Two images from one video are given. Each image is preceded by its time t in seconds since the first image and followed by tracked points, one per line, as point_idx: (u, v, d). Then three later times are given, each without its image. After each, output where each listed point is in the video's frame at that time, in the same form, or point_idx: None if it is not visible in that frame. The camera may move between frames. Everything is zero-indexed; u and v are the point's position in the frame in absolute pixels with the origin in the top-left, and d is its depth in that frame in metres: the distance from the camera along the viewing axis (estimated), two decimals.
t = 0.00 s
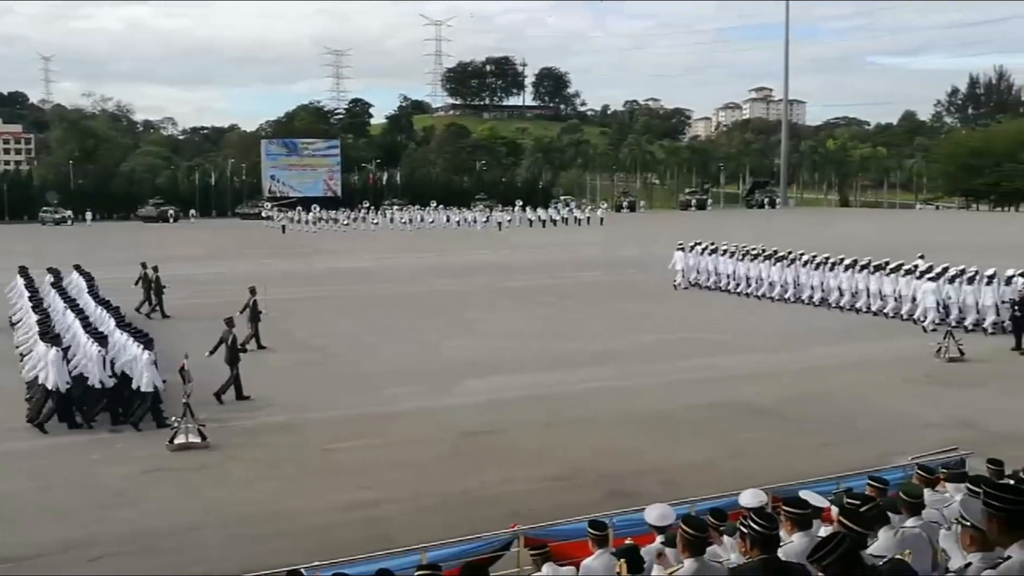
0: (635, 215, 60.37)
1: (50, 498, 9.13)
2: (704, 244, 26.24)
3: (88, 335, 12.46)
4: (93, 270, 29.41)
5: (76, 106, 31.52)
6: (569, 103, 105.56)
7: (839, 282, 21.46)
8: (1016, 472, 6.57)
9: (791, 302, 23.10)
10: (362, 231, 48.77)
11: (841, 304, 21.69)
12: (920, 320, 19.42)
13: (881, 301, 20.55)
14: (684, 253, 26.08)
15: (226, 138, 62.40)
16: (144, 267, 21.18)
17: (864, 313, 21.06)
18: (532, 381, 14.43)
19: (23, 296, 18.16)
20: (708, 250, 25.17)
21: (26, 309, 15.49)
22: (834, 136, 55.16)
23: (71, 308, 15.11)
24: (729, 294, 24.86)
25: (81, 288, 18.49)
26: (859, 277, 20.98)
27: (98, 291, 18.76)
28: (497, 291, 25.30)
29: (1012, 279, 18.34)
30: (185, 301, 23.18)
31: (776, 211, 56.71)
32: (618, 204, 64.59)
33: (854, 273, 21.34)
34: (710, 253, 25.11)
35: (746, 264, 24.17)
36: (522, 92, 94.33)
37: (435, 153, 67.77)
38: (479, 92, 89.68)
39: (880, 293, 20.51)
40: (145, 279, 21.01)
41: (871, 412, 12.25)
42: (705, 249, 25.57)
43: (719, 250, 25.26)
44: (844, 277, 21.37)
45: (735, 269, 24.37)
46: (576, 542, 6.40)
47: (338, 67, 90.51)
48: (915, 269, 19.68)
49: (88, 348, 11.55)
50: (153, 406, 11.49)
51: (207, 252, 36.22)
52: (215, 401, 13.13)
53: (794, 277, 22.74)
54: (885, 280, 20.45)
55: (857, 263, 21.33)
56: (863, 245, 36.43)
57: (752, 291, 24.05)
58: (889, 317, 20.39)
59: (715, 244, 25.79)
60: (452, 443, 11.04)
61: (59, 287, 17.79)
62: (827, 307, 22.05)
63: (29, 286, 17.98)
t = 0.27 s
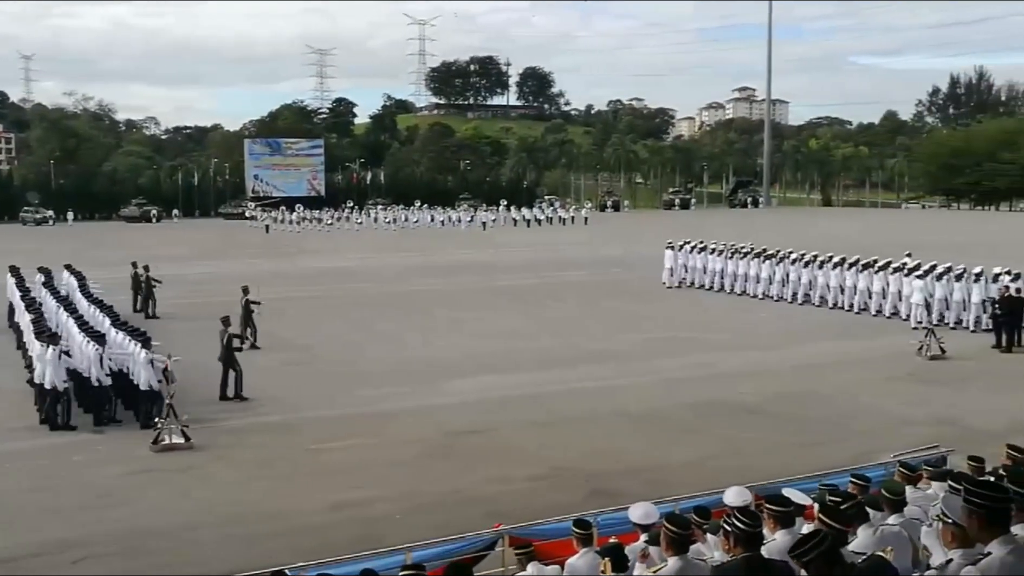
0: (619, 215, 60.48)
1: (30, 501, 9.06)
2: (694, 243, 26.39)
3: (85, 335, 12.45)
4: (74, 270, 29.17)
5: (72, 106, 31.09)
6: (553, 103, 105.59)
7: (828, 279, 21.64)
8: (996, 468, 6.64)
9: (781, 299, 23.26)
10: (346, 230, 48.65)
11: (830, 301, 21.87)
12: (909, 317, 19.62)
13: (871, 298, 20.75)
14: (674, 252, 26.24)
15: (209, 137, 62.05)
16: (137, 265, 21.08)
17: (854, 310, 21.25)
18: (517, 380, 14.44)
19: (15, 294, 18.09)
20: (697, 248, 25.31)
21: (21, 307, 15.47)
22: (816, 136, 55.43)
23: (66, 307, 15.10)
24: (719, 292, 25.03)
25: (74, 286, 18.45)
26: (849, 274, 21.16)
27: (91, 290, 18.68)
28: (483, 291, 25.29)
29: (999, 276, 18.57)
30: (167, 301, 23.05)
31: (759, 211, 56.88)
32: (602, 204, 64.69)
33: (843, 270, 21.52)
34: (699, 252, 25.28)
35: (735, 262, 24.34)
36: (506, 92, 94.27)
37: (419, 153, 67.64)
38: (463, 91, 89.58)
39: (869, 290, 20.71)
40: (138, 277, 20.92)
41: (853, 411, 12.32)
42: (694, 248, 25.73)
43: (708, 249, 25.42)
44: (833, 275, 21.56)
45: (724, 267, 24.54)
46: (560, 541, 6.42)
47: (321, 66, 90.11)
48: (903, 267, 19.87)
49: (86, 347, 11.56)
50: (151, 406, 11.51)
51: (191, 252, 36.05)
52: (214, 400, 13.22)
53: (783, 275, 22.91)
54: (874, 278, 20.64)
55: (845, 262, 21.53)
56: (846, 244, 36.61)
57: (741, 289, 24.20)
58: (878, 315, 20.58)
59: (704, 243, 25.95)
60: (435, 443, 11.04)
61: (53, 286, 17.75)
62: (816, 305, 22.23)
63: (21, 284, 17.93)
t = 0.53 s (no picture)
0: (606, 215, 60.57)
1: (14, 503, 9.00)
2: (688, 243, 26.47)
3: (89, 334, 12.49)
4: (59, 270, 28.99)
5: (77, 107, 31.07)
6: (541, 102, 105.62)
7: (823, 279, 21.77)
8: (979, 466, 6.71)
9: (775, 298, 23.38)
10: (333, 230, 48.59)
11: (825, 300, 22.00)
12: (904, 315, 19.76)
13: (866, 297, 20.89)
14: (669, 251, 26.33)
15: (195, 136, 61.74)
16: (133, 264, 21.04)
17: (850, 309, 21.38)
18: (505, 381, 14.44)
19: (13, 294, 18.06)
20: (691, 248, 25.40)
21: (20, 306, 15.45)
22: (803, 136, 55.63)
23: (65, 306, 15.08)
24: (714, 292, 25.14)
25: (71, 286, 18.44)
26: (844, 274, 21.29)
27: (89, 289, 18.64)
28: (471, 290, 25.29)
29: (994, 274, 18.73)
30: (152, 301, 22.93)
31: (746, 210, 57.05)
32: (590, 204, 64.78)
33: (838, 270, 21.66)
34: (694, 252, 25.38)
35: (730, 262, 24.45)
36: (494, 92, 94.28)
37: (407, 153, 67.53)
38: (450, 91, 89.53)
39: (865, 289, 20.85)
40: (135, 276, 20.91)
41: (840, 410, 12.36)
42: (688, 248, 25.82)
43: (702, 248, 25.51)
44: (829, 274, 21.70)
45: (720, 267, 24.65)
46: (547, 540, 6.43)
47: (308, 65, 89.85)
48: (898, 266, 20.02)
49: (93, 346, 11.60)
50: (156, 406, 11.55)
51: (177, 251, 35.92)
52: (217, 399, 13.25)
53: (778, 275, 23.02)
54: (869, 277, 20.78)
55: (841, 261, 21.67)
56: (832, 243, 36.76)
57: (735, 288, 24.31)
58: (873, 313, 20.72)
59: (698, 243, 26.05)
60: (423, 443, 11.03)
61: (50, 286, 17.74)
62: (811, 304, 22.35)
63: (19, 284, 17.91)
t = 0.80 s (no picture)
0: (601, 215, 60.57)
1: (8, 504, 8.97)
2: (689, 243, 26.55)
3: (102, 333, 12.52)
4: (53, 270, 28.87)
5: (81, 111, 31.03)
6: (535, 103, 105.65)
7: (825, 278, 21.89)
8: (974, 466, 6.74)
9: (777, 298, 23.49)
10: (328, 230, 48.58)
11: (828, 300, 22.12)
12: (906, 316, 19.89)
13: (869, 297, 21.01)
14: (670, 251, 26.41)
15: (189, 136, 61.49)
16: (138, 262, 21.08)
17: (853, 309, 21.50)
18: (500, 381, 14.43)
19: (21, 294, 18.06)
20: (692, 248, 25.50)
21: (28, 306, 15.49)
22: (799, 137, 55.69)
23: (74, 306, 15.13)
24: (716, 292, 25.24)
25: (77, 286, 18.47)
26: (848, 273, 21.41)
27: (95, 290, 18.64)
28: (465, 291, 25.30)
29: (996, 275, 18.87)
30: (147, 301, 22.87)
31: (740, 211, 57.14)
32: (584, 204, 64.80)
33: (842, 270, 21.80)
34: (695, 251, 25.46)
35: (732, 262, 24.55)
36: (488, 91, 94.17)
37: (402, 153, 67.46)
38: (445, 91, 89.41)
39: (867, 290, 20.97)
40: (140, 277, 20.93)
41: (834, 410, 12.39)
42: (690, 248, 25.91)
43: (704, 248, 25.60)
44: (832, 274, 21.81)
45: (722, 266, 24.75)
46: (545, 539, 6.44)
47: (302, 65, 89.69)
48: (901, 267, 20.13)
49: (107, 346, 11.63)
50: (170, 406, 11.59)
51: (172, 252, 35.85)
52: (230, 399, 13.27)
53: (780, 274, 23.13)
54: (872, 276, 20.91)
55: (844, 261, 21.78)
56: (825, 242, 36.88)
57: (737, 288, 24.40)
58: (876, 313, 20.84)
59: (700, 243, 26.14)
60: (419, 443, 11.03)
61: (57, 286, 17.77)
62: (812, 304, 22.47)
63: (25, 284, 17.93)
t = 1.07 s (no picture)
0: (600, 215, 60.56)
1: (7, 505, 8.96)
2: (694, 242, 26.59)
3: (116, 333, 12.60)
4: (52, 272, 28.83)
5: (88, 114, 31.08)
6: (534, 103, 105.63)
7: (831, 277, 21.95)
8: (973, 466, 6.74)
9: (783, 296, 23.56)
10: (327, 231, 48.61)
11: (833, 299, 22.18)
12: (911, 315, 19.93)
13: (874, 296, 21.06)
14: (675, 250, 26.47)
15: (188, 137, 61.42)
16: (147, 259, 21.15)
17: (858, 308, 21.55)
18: (499, 381, 14.43)
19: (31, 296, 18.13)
20: (696, 247, 25.55)
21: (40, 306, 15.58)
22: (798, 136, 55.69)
23: (86, 306, 15.23)
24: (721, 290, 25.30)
25: (88, 287, 18.54)
26: (853, 273, 21.48)
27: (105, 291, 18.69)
28: (464, 291, 25.30)
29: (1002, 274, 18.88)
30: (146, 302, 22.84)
31: (739, 211, 57.17)
32: (584, 204, 64.79)
33: (848, 269, 21.86)
34: (700, 250, 25.52)
35: (737, 261, 24.61)
36: (487, 92, 94.15)
37: (401, 154, 67.44)
38: (444, 91, 89.37)
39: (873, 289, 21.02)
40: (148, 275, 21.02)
41: (833, 410, 12.39)
42: (694, 247, 25.96)
43: (708, 247, 25.65)
44: (838, 273, 21.86)
45: (727, 265, 24.81)
46: (544, 540, 6.44)
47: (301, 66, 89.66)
48: (907, 266, 20.17)
49: (123, 346, 11.72)
50: (185, 405, 11.68)
51: (171, 252, 35.87)
52: (243, 399, 13.31)
53: (786, 274, 23.19)
54: (877, 276, 20.97)
55: (850, 260, 21.82)
56: (825, 242, 36.89)
57: (743, 287, 24.47)
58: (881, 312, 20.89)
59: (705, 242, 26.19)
60: (417, 443, 11.03)
61: (67, 286, 17.87)
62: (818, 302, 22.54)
63: (35, 285, 18.03)
